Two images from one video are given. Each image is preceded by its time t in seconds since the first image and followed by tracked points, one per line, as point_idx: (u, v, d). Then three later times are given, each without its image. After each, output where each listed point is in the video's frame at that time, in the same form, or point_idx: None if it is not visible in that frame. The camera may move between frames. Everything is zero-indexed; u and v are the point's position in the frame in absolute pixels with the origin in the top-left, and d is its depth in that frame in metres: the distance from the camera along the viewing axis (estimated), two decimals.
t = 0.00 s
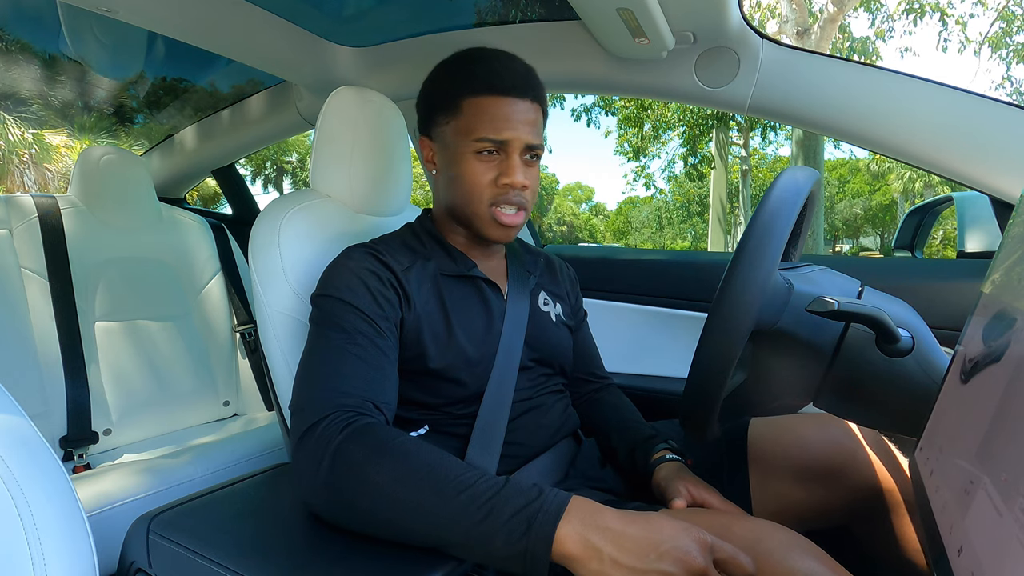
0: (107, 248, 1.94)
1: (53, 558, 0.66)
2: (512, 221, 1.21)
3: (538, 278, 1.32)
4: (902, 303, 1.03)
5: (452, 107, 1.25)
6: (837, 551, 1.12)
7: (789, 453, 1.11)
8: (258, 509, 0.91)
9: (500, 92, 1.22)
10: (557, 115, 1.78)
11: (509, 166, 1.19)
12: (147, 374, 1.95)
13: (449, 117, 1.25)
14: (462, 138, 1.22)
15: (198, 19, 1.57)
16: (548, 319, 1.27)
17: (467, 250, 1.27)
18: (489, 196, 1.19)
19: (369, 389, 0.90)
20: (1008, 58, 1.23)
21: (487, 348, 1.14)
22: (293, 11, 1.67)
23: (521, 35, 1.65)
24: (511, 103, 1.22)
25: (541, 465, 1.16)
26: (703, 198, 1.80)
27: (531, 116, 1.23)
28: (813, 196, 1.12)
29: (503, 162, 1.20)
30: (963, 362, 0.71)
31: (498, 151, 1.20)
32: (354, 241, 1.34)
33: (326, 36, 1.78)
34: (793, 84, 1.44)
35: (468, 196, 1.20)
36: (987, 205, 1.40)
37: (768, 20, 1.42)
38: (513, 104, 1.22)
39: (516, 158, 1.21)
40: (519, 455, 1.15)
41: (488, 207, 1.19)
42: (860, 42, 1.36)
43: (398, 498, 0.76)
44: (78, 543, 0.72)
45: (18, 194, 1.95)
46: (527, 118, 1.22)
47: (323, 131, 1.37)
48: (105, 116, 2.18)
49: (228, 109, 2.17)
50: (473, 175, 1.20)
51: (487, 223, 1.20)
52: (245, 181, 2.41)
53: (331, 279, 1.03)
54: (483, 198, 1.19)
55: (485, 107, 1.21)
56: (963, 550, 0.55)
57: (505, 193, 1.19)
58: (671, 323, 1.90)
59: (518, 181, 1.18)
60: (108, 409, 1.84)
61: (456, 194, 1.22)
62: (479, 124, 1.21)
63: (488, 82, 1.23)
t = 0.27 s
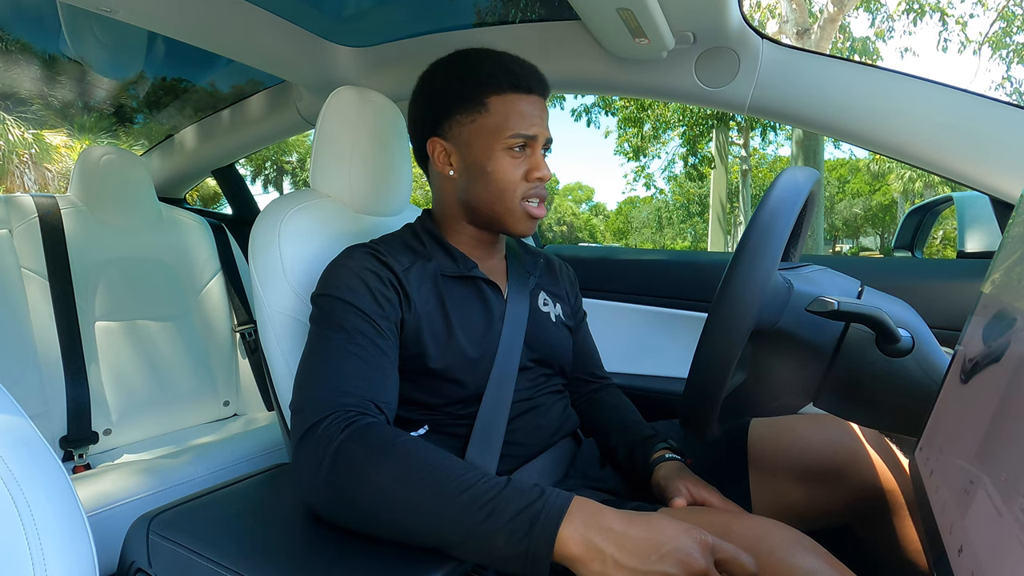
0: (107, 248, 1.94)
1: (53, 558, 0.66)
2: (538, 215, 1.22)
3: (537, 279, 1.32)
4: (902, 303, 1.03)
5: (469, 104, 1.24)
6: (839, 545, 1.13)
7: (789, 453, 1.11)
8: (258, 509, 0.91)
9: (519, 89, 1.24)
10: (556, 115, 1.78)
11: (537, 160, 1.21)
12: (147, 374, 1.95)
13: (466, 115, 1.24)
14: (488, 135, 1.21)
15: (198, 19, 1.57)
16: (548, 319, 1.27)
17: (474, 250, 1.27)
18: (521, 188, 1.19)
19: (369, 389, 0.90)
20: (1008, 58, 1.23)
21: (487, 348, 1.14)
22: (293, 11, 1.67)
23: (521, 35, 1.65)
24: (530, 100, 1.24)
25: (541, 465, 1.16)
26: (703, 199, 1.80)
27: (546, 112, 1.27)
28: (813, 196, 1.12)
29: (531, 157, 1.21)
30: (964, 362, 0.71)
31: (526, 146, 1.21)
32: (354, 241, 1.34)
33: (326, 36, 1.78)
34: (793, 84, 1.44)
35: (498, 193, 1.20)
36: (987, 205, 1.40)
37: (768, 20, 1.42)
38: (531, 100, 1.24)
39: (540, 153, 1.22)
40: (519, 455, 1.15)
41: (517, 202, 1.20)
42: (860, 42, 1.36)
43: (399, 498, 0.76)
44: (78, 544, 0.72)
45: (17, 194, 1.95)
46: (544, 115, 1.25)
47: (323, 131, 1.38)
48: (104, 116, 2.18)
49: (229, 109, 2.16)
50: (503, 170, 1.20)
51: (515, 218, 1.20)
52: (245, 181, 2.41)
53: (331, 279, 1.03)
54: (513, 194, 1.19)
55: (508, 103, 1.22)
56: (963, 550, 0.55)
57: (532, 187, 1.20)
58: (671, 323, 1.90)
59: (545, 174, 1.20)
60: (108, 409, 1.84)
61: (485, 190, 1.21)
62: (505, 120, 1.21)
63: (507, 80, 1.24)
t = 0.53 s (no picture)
0: (107, 248, 1.94)
1: (53, 558, 0.66)
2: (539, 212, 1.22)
3: (538, 279, 1.31)
4: (902, 303, 1.03)
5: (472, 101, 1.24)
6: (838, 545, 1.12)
7: (789, 453, 1.11)
8: (258, 509, 0.91)
9: (521, 87, 1.25)
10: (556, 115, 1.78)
11: (540, 157, 1.22)
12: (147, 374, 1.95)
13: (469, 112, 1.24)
14: (493, 132, 1.21)
15: (198, 19, 1.57)
16: (548, 319, 1.27)
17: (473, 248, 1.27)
18: (530, 185, 1.20)
19: (370, 389, 0.90)
20: (1008, 58, 1.23)
21: (488, 348, 1.14)
22: (293, 11, 1.67)
23: (521, 35, 1.65)
24: (532, 98, 1.25)
25: (541, 465, 1.16)
26: (703, 199, 1.80)
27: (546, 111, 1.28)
28: (813, 196, 1.12)
29: (534, 154, 1.22)
30: (964, 362, 0.71)
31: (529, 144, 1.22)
32: (354, 241, 1.34)
33: (326, 36, 1.78)
34: (793, 84, 1.44)
35: (502, 190, 1.20)
36: (987, 205, 1.40)
37: (768, 20, 1.42)
38: (534, 99, 1.25)
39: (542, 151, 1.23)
40: (519, 455, 1.15)
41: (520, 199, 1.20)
42: (860, 42, 1.36)
43: (402, 498, 0.76)
44: (78, 543, 0.72)
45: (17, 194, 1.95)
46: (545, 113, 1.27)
47: (323, 131, 1.38)
48: (104, 116, 2.18)
49: (229, 109, 2.16)
50: (508, 166, 1.20)
51: (518, 215, 1.20)
52: (245, 181, 2.41)
53: (332, 278, 1.03)
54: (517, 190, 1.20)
55: (512, 101, 1.23)
56: (963, 550, 0.55)
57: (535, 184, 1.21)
58: (671, 323, 1.90)
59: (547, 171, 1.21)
60: (108, 409, 1.84)
61: (490, 187, 1.21)
62: (510, 116, 1.22)
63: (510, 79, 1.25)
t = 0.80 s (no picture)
0: (107, 248, 1.94)
1: (53, 558, 0.66)
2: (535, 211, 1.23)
3: (537, 277, 1.32)
4: (902, 303, 1.03)
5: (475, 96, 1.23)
6: (832, 547, 1.13)
7: (789, 454, 1.11)
8: (258, 509, 0.91)
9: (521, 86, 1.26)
10: (557, 115, 1.78)
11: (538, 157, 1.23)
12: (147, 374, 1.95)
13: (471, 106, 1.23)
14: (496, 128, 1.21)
15: (198, 19, 1.57)
16: (547, 317, 1.27)
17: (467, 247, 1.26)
18: (517, 193, 1.22)
19: (370, 389, 0.90)
20: (1007, 58, 1.23)
21: (487, 348, 1.14)
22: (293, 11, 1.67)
23: (521, 35, 1.65)
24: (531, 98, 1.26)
25: (541, 465, 1.16)
26: (703, 199, 1.80)
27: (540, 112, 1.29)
28: (813, 196, 1.12)
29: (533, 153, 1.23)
30: (964, 362, 0.71)
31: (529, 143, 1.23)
32: (353, 240, 1.34)
33: (326, 36, 1.78)
34: (792, 84, 1.44)
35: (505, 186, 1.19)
36: (987, 205, 1.40)
37: (768, 20, 1.42)
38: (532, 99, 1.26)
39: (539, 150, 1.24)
40: (519, 455, 1.15)
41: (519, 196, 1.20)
42: (860, 42, 1.36)
43: (401, 499, 0.76)
44: (78, 544, 0.72)
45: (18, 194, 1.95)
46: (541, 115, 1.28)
47: (323, 131, 1.38)
48: (104, 116, 2.18)
49: (228, 109, 2.16)
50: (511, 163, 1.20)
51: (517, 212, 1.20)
52: (244, 181, 2.41)
53: (331, 279, 1.03)
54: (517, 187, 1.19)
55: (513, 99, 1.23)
56: (963, 550, 0.55)
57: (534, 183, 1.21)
58: (671, 323, 1.90)
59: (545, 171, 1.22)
60: (108, 409, 1.84)
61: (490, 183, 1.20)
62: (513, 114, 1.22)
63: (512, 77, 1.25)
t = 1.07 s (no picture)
0: (107, 248, 1.94)
1: (53, 558, 0.66)
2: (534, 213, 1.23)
3: (536, 276, 1.31)
4: (902, 303, 1.03)
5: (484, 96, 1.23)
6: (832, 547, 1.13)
7: (789, 454, 1.11)
8: (258, 509, 0.90)
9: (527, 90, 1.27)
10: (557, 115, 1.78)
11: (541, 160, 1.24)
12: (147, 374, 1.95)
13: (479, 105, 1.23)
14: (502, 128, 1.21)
15: (198, 19, 1.57)
16: (547, 317, 1.27)
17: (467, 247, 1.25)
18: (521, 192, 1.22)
19: (370, 389, 0.90)
20: (1007, 58, 1.23)
21: (488, 348, 1.14)
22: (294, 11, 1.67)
23: (521, 35, 1.65)
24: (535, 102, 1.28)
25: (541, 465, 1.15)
26: (703, 199, 1.80)
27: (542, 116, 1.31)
28: (813, 196, 1.12)
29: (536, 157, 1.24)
30: (964, 362, 0.71)
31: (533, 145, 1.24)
32: (353, 240, 1.34)
33: (326, 36, 1.78)
34: (792, 84, 1.44)
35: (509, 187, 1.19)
36: (987, 205, 1.40)
37: (768, 20, 1.42)
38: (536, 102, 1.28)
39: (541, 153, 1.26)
40: (520, 455, 1.15)
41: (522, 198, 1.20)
42: (860, 42, 1.36)
43: (402, 500, 0.76)
44: (78, 544, 0.72)
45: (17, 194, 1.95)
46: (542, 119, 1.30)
47: (323, 131, 1.38)
48: (104, 116, 2.18)
49: (229, 109, 2.16)
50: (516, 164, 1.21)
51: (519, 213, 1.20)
52: (244, 181, 2.41)
53: (331, 279, 1.03)
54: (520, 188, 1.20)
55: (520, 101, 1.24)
56: (963, 550, 0.55)
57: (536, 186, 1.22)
58: (671, 323, 1.90)
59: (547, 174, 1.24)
60: (108, 409, 1.84)
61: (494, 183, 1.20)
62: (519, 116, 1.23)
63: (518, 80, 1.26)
